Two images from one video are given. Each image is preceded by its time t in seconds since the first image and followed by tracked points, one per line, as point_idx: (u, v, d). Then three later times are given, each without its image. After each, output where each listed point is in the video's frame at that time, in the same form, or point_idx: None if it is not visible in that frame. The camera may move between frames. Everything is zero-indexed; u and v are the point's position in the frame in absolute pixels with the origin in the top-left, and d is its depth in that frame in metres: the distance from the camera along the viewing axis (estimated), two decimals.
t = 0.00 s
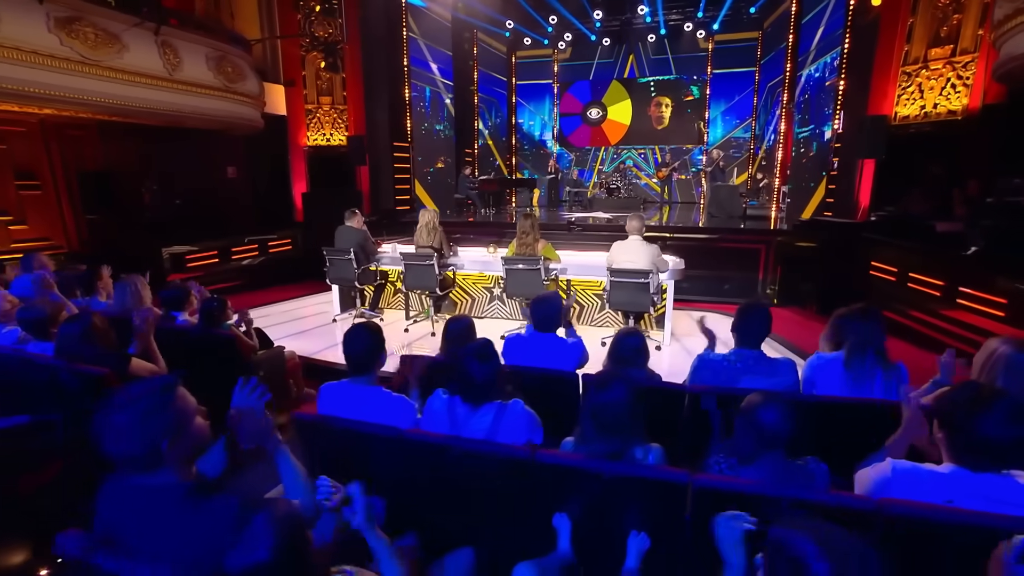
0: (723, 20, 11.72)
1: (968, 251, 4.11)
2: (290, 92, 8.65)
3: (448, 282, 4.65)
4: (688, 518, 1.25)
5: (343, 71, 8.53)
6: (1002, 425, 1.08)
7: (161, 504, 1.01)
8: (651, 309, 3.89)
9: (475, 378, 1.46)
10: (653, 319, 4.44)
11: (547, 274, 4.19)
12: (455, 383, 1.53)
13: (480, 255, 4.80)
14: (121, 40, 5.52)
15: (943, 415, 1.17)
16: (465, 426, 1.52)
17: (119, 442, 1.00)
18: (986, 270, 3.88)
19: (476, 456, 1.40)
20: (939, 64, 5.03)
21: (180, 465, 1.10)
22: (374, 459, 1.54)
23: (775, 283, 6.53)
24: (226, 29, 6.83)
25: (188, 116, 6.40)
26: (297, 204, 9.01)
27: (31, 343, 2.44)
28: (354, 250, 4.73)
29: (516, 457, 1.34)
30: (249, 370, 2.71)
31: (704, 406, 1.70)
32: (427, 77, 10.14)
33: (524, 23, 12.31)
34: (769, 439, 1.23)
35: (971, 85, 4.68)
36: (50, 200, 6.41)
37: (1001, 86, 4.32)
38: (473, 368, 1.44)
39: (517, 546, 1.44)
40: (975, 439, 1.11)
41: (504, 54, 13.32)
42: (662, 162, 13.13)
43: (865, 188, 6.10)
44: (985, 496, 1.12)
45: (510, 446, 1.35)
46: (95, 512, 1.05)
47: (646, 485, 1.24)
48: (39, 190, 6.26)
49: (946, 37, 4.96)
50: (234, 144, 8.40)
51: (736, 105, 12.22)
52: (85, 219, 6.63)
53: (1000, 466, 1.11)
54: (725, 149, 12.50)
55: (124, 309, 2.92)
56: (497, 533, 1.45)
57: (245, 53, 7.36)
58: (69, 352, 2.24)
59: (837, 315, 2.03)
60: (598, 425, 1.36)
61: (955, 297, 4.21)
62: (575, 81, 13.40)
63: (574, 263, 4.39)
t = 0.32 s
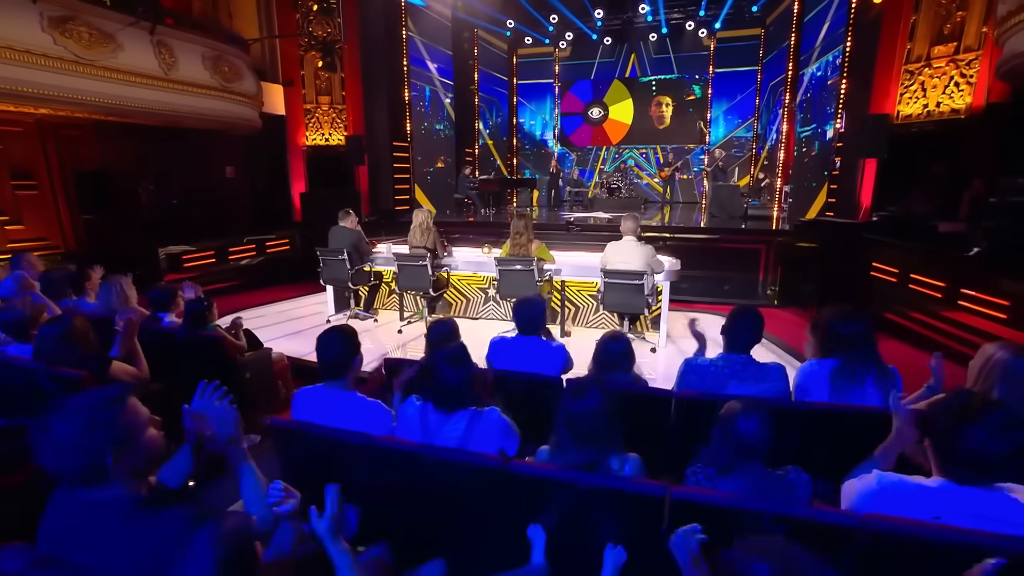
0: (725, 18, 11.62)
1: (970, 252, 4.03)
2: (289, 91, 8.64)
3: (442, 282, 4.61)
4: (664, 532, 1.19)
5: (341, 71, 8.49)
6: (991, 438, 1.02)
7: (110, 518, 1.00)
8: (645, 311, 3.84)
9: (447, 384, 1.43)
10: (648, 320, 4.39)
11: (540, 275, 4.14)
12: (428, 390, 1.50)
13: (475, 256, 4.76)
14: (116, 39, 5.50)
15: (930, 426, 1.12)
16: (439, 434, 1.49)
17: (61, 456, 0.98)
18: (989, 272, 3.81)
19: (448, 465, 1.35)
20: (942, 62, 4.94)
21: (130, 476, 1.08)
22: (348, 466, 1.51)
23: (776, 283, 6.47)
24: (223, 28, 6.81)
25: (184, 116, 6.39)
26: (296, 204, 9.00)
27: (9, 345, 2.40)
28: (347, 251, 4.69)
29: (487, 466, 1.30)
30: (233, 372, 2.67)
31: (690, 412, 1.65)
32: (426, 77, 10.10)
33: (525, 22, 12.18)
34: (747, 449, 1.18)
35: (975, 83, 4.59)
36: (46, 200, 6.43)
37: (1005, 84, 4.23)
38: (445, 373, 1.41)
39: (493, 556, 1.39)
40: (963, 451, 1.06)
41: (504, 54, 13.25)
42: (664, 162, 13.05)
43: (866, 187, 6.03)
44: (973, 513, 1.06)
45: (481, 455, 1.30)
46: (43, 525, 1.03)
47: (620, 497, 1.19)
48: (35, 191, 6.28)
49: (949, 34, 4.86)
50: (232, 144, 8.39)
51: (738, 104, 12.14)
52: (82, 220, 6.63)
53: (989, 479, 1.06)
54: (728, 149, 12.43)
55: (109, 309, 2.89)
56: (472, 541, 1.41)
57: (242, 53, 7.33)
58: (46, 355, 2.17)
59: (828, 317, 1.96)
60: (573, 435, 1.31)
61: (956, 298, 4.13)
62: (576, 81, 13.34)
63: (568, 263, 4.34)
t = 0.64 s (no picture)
0: (728, 17, 11.51)
1: (973, 253, 3.94)
2: (288, 91, 8.63)
3: (437, 283, 4.58)
4: (640, 544, 1.15)
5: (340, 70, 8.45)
6: (976, 450, 0.97)
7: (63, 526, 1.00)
8: (640, 312, 3.79)
9: (414, 386, 1.41)
10: (645, 322, 4.35)
11: (534, 275, 4.09)
12: (396, 390, 1.47)
13: (470, 256, 4.72)
14: (111, 39, 5.49)
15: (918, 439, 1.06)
16: (410, 439, 1.45)
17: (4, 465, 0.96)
18: (992, 274, 3.73)
19: (419, 472, 1.31)
20: (946, 60, 4.84)
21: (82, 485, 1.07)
22: (319, 472, 1.47)
23: (778, 283, 6.40)
24: (220, 27, 6.80)
25: (182, 115, 6.38)
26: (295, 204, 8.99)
27: None
28: (341, 251, 4.66)
29: (458, 474, 1.25)
30: (217, 375, 2.64)
31: (671, 417, 1.61)
32: (427, 76, 10.07)
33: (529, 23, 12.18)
34: (711, 449, 1.14)
35: (979, 80, 4.50)
36: (44, 199, 6.44)
37: (1009, 82, 4.14)
38: (413, 374, 1.39)
39: (465, 563, 1.36)
40: (947, 464, 1.01)
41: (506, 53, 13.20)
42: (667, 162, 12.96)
43: (869, 187, 5.94)
44: (958, 529, 1.01)
45: (453, 463, 1.26)
46: None
47: (592, 507, 1.14)
48: (33, 190, 6.29)
49: (952, 31, 4.76)
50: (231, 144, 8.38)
51: (741, 103, 12.06)
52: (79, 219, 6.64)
53: (975, 493, 1.01)
54: (731, 148, 12.35)
55: (95, 309, 2.86)
56: (444, 550, 1.37)
57: (240, 52, 7.31)
58: (26, 358, 2.06)
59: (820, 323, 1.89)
60: (544, 441, 1.26)
61: (959, 300, 4.06)
62: (578, 80, 13.28)
63: (563, 264, 4.29)
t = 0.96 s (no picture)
0: (732, 15, 11.37)
1: (978, 253, 3.86)
2: (289, 91, 8.64)
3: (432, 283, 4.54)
4: (613, 554, 1.10)
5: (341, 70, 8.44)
6: (964, 463, 0.91)
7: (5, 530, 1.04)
8: (636, 313, 3.73)
9: (385, 386, 1.37)
10: (641, 323, 4.30)
11: (529, 275, 4.04)
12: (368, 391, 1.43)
13: (466, 256, 4.68)
14: (110, 38, 5.49)
15: (904, 450, 1.00)
16: (383, 443, 1.42)
17: None
18: (998, 276, 3.64)
19: (391, 477, 1.27)
20: (952, 57, 4.75)
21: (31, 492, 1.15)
22: (292, 476, 1.43)
23: (780, 284, 6.31)
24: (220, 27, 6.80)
25: (181, 114, 6.38)
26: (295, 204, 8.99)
27: None
28: (336, 251, 4.64)
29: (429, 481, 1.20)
30: (204, 375, 2.61)
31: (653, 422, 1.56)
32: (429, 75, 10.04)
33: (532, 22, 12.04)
34: (682, 449, 1.10)
35: (986, 77, 4.40)
36: (44, 199, 6.48)
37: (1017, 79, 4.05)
38: (384, 375, 1.35)
39: (437, 567, 1.32)
40: (936, 478, 0.95)
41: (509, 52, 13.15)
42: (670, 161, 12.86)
43: (873, 186, 5.85)
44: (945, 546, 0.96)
45: (424, 468, 1.22)
46: None
47: (565, 516, 1.09)
48: (33, 190, 6.34)
49: (959, 28, 4.67)
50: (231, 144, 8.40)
51: (745, 102, 11.98)
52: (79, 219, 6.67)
53: (965, 507, 0.95)
54: (735, 147, 12.26)
55: (84, 309, 2.84)
56: (417, 555, 1.33)
57: (240, 52, 7.32)
58: (4, 359, 2.01)
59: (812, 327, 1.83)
60: (516, 445, 1.21)
61: (963, 302, 3.98)
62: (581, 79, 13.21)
63: (559, 264, 4.25)
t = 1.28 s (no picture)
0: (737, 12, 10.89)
1: (984, 253, 3.77)
2: (291, 90, 8.66)
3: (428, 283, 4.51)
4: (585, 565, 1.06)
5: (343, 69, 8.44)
6: (949, 477, 0.87)
7: None
8: (633, 313, 3.69)
9: (357, 388, 1.34)
10: (639, 323, 4.26)
11: (525, 275, 4.00)
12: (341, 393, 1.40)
13: (463, 255, 4.65)
14: (110, 38, 5.51)
15: (886, 462, 0.96)
16: (355, 446, 1.39)
17: None
18: (1004, 276, 3.56)
19: (362, 481, 1.23)
20: (960, 53, 4.65)
21: None
22: (265, 478, 1.40)
23: (783, 285, 6.21)
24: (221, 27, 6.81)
25: (180, 114, 6.38)
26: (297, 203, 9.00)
27: None
28: (333, 250, 4.62)
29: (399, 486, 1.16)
30: (193, 374, 2.60)
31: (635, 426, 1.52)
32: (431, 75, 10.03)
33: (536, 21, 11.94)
34: (654, 456, 1.07)
35: (995, 74, 4.30)
36: (47, 198, 6.54)
37: None
38: (357, 376, 1.32)
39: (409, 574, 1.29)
40: (922, 493, 0.90)
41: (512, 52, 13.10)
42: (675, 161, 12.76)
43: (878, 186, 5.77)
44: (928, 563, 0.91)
45: (394, 473, 1.18)
46: None
47: (536, 524, 1.05)
48: (36, 189, 6.40)
49: (967, 23, 4.57)
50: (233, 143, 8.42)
51: (750, 101, 11.90)
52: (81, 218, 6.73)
53: (950, 524, 0.90)
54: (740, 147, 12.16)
55: (77, 308, 2.83)
56: (386, 560, 1.30)
57: (241, 52, 7.35)
58: None
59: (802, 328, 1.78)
60: (486, 450, 1.18)
61: (969, 303, 3.90)
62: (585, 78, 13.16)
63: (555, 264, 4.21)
